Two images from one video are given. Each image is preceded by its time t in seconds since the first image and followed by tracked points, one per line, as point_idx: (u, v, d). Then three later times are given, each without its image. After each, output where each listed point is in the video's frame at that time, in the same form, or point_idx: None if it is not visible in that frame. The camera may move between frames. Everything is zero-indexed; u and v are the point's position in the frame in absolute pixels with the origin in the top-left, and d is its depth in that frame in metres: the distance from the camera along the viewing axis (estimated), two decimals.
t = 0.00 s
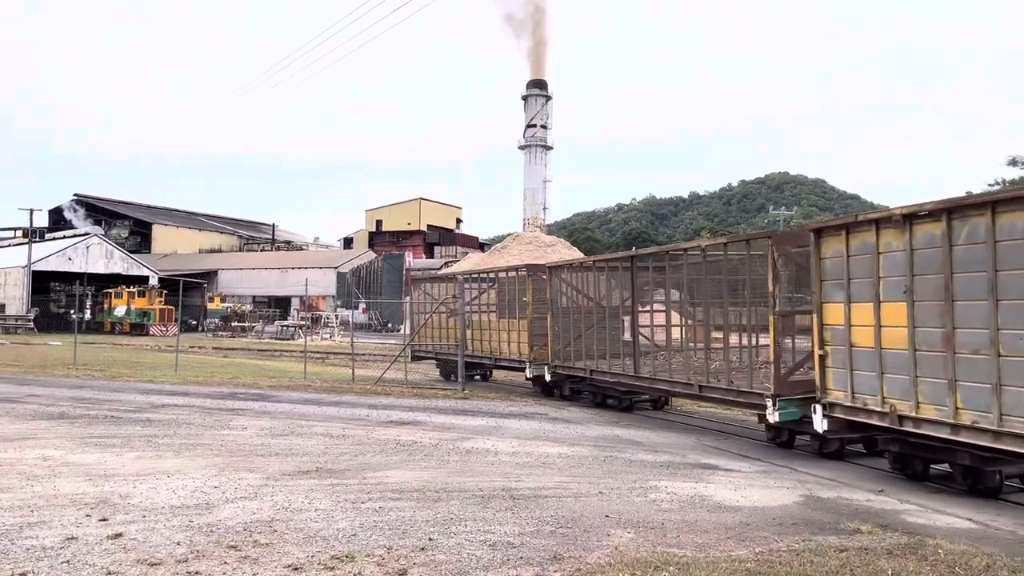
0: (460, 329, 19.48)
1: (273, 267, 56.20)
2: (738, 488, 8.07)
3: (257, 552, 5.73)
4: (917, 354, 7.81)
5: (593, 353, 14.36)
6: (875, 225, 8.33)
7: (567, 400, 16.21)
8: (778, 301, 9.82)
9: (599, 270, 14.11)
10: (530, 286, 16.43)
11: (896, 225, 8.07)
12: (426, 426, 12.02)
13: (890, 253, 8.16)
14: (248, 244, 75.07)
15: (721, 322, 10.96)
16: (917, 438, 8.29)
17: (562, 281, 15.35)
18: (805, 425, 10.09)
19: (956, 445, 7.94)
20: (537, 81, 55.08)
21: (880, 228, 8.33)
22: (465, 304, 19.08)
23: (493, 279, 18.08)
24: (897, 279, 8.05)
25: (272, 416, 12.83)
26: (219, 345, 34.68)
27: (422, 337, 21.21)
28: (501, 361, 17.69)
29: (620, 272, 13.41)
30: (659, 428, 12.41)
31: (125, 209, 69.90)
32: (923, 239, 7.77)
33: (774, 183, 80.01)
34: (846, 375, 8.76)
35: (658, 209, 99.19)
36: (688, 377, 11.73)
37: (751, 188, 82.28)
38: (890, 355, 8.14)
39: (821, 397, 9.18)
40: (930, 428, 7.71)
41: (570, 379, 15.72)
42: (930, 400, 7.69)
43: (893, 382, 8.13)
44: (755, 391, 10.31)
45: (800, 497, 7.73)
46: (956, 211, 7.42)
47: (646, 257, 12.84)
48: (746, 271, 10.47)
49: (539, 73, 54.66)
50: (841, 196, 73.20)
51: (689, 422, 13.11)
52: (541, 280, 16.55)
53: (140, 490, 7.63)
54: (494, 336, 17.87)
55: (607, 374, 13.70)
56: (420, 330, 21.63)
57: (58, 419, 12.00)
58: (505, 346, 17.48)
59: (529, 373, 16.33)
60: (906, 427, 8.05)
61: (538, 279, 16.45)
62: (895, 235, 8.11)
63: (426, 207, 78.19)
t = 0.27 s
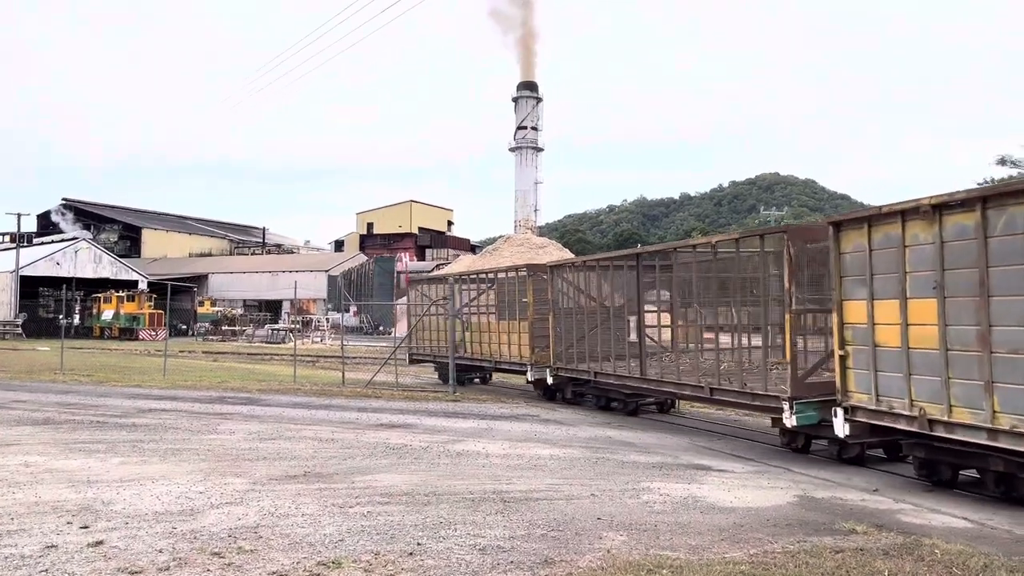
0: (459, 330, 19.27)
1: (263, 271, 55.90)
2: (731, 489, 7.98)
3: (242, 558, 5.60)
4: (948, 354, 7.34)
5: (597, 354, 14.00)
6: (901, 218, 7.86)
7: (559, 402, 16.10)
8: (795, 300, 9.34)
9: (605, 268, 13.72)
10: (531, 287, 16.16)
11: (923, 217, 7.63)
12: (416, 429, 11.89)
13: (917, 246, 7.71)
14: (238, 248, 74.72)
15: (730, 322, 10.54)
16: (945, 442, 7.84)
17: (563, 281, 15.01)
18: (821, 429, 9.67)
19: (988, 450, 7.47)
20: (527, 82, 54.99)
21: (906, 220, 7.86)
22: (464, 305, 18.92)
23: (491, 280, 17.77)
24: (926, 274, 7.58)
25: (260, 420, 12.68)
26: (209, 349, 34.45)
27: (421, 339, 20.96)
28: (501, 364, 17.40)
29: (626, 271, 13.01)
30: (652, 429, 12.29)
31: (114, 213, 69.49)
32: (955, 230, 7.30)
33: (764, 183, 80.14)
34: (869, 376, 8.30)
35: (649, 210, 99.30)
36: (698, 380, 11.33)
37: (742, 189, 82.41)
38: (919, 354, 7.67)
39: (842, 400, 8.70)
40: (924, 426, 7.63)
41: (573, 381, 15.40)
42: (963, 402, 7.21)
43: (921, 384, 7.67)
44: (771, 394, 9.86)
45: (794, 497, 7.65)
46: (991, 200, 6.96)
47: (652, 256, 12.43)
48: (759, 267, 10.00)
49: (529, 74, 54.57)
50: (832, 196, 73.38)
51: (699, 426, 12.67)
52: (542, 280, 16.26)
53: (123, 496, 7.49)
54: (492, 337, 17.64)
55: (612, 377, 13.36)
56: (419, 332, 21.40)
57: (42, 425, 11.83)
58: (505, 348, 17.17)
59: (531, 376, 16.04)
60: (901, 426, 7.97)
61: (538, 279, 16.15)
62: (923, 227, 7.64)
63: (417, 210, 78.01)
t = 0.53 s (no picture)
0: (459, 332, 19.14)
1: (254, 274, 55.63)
2: (727, 488, 7.92)
3: (232, 564, 5.50)
4: (985, 352, 6.91)
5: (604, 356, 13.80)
6: (932, 209, 7.43)
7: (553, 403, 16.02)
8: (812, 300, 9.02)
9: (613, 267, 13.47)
10: (533, 287, 15.97)
11: (957, 206, 7.18)
12: (409, 431, 11.80)
13: (949, 237, 7.28)
14: (228, 251, 74.40)
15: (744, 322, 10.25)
16: (978, 445, 7.42)
17: (566, 281, 14.85)
18: (841, 431, 9.35)
19: None
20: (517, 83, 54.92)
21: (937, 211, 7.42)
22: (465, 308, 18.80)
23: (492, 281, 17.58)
24: (961, 267, 7.13)
25: (251, 423, 12.55)
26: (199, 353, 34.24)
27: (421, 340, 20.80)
28: (501, 366, 17.28)
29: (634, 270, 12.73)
30: (647, 429, 12.22)
31: (103, 217, 69.08)
32: (992, 221, 6.86)
33: (754, 183, 80.29)
34: (897, 377, 7.88)
35: (640, 210, 99.37)
36: (710, 381, 11.05)
37: (732, 189, 82.58)
38: (954, 353, 7.23)
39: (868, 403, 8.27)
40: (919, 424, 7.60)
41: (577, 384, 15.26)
42: (1004, 404, 6.77)
43: (955, 384, 7.24)
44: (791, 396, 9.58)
45: (790, 496, 7.59)
46: None
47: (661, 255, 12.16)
48: (775, 264, 9.69)
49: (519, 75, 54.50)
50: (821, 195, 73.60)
51: (708, 428, 12.40)
52: (544, 280, 16.05)
53: (111, 501, 7.37)
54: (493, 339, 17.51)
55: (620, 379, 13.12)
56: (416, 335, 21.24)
57: (30, 430, 11.69)
58: (506, 350, 17.01)
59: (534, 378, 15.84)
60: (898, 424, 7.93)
61: (541, 279, 15.97)
62: (956, 218, 7.20)
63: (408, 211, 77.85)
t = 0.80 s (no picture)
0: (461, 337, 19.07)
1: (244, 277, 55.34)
2: (726, 493, 7.86)
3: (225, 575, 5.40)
4: None
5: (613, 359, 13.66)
6: (970, 205, 7.13)
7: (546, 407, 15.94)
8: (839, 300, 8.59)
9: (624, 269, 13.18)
10: (536, 290, 15.67)
11: (999, 200, 6.87)
12: (402, 436, 11.70)
13: (990, 234, 6.99)
14: (218, 254, 74.05)
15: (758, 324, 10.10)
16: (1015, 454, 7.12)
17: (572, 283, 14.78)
18: (867, 439, 8.90)
19: None
20: (506, 86, 54.89)
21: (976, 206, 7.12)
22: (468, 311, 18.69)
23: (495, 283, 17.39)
24: (1003, 265, 6.83)
25: (243, 429, 12.43)
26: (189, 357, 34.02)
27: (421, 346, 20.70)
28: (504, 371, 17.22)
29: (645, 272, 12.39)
30: (643, 433, 12.14)
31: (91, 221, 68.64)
32: None
33: (744, 184, 80.51)
34: (933, 382, 7.59)
35: (629, 212, 99.54)
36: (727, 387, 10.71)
37: (722, 190, 82.78)
38: (996, 356, 6.93)
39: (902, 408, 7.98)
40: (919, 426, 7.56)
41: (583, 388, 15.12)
42: None
43: (998, 389, 6.93)
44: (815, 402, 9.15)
45: (789, 500, 7.53)
46: None
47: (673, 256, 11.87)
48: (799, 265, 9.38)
49: (508, 78, 54.46)
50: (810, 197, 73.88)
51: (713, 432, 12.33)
52: (547, 282, 15.77)
53: (101, 511, 7.25)
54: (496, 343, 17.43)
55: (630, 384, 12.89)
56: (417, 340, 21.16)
57: (18, 438, 11.54)
58: (511, 354, 16.85)
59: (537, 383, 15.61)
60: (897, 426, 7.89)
61: (545, 281, 15.71)
62: (998, 213, 6.90)
63: (398, 214, 77.68)
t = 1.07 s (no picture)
0: (460, 342, 18.99)
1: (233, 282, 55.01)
2: (726, 497, 7.80)
3: None
4: None
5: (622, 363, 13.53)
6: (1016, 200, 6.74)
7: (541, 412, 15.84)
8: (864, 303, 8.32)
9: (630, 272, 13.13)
10: (541, 292, 15.73)
11: None
12: (397, 442, 11.60)
13: None
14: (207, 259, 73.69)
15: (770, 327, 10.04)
16: None
17: (578, 287, 14.76)
18: (895, 448, 8.67)
19: None
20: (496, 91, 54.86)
21: None
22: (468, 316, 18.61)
23: (495, 287, 17.36)
24: None
25: (235, 435, 12.31)
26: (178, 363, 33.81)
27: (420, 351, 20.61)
28: (507, 376, 17.11)
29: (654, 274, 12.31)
30: (641, 437, 12.06)
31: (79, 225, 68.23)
32: None
33: (733, 188, 80.75)
34: (973, 389, 7.17)
35: (619, 216, 99.70)
36: (744, 393, 10.56)
37: (711, 194, 83.01)
38: None
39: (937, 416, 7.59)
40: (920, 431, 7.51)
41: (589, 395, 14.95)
42: None
43: None
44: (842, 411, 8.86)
45: (789, 505, 7.48)
46: None
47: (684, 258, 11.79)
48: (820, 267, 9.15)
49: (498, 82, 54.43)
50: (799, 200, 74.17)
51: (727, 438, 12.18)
52: (551, 285, 15.87)
53: (92, 519, 7.14)
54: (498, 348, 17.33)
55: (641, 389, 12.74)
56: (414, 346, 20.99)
57: (7, 445, 11.39)
58: (514, 359, 16.75)
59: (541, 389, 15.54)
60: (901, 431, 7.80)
61: (549, 284, 15.81)
62: None
63: (388, 218, 77.54)
